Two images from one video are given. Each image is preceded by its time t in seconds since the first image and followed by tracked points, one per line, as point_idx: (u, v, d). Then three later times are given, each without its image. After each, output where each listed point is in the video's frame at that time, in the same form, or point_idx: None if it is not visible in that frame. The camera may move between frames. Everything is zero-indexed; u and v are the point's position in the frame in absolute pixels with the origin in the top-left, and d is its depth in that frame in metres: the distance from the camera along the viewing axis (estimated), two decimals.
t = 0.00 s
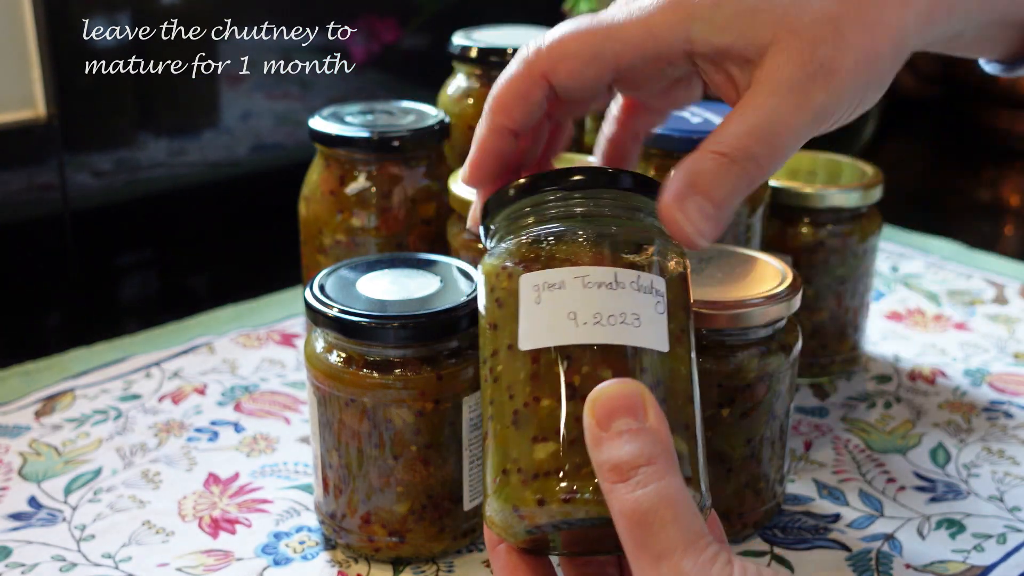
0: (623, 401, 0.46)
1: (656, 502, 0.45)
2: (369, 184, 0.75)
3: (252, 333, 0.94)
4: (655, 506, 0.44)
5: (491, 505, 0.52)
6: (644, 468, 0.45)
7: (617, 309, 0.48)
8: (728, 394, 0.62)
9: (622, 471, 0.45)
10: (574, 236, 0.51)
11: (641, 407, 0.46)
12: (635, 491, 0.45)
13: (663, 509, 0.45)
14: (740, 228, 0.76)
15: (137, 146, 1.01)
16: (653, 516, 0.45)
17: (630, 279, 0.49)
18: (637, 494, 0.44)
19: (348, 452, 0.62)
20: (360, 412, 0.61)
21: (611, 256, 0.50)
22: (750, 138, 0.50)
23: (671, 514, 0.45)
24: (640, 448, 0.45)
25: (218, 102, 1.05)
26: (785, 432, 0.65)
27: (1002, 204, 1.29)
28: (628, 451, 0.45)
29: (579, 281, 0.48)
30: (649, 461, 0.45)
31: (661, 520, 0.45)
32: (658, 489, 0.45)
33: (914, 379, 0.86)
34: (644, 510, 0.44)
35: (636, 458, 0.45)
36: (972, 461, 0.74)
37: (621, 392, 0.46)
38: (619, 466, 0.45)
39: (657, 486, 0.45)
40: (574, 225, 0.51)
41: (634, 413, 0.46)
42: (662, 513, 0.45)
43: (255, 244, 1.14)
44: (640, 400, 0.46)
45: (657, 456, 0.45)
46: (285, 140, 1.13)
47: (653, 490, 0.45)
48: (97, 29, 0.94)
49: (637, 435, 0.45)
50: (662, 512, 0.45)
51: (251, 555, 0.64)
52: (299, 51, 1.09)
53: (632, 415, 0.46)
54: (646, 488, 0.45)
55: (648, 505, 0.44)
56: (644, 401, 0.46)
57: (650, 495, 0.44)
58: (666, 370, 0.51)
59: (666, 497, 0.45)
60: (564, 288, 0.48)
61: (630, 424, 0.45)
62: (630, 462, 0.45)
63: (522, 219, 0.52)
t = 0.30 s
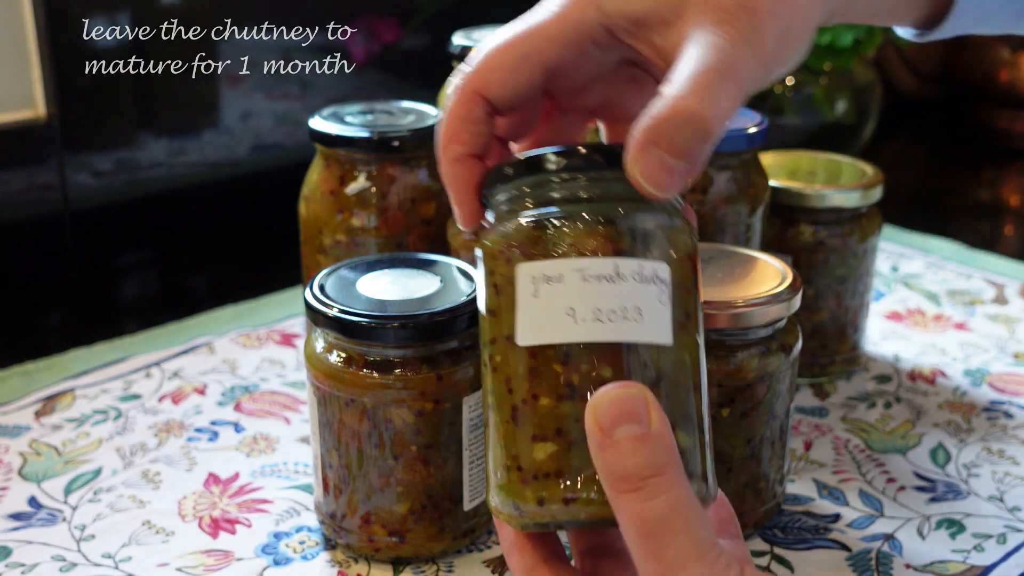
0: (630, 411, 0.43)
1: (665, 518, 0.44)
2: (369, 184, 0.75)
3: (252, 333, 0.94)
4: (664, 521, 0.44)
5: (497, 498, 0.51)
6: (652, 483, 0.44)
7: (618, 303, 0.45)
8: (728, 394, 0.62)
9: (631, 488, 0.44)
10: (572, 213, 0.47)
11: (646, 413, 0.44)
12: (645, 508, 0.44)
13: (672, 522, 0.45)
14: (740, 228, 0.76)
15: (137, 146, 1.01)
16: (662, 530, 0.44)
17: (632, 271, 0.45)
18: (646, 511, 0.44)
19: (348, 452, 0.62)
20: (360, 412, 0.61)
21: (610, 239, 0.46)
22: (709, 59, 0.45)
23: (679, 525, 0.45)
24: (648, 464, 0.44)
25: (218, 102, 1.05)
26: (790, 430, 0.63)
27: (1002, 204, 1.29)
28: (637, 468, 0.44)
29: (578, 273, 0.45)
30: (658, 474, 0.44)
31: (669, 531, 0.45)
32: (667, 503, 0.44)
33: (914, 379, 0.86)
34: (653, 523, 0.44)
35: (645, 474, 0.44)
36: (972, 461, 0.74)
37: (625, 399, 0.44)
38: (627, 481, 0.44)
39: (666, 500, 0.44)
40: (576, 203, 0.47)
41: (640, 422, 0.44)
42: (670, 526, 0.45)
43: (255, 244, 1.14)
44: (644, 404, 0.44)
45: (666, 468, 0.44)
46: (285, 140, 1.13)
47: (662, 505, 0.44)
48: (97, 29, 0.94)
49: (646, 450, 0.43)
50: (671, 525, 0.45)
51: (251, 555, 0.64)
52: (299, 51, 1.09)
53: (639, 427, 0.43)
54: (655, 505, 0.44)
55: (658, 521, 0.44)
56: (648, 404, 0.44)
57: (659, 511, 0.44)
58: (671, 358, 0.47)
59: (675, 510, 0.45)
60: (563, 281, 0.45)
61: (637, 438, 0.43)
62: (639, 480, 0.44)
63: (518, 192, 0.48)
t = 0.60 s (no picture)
0: (667, 434, 0.50)
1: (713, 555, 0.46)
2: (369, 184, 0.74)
3: (252, 333, 0.94)
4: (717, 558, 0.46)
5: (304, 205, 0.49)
6: (687, 514, 0.47)
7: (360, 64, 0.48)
8: (729, 395, 0.62)
9: (676, 532, 0.48)
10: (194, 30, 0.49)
11: (690, 445, 0.49)
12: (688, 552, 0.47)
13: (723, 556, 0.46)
14: (740, 228, 0.76)
15: (136, 146, 1.01)
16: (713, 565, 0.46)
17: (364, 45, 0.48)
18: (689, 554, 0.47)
19: (348, 452, 0.62)
20: (360, 412, 0.61)
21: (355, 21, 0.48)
22: None
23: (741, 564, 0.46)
24: (683, 492, 0.48)
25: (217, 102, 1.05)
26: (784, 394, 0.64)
27: (1003, 204, 1.29)
28: (676, 504, 0.48)
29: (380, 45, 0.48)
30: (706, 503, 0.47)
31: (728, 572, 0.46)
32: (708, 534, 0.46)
33: (915, 379, 0.86)
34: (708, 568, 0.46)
35: (690, 509, 0.47)
36: (973, 461, 0.74)
37: (669, 402, 0.51)
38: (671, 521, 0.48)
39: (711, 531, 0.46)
40: None
41: (676, 446, 0.49)
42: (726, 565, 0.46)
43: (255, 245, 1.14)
44: (687, 411, 0.51)
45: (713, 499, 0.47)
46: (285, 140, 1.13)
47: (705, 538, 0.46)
48: (97, 29, 0.94)
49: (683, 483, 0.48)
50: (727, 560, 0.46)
51: (251, 556, 0.64)
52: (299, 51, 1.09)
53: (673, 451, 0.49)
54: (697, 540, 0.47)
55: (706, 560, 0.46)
56: (690, 425, 0.50)
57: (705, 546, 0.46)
58: (404, 133, 0.50)
59: (724, 551, 0.46)
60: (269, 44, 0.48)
61: (670, 466, 0.49)
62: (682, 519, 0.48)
63: None
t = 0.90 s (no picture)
0: (658, 470, 0.54)
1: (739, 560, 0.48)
2: (368, 185, 0.74)
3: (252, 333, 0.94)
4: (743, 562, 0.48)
5: (167, 388, 0.69)
6: (699, 531, 0.50)
7: (176, 309, 0.67)
8: (729, 395, 0.62)
9: (693, 562, 0.50)
10: (146, 221, 0.66)
11: (682, 477, 0.53)
12: (712, 568, 0.49)
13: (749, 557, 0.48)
14: (741, 228, 0.76)
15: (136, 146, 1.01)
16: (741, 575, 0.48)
17: (190, 285, 0.67)
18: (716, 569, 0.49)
19: (348, 452, 0.62)
20: (360, 412, 0.61)
21: (196, 263, 0.67)
22: None
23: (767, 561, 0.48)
24: (689, 512, 0.51)
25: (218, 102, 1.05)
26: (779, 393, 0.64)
27: (1003, 204, 1.29)
28: (686, 529, 0.50)
29: (147, 286, 0.67)
30: (715, 518, 0.50)
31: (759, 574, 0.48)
32: (725, 540, 0.49)
33: (915, 379, 0.86)
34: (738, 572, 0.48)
35: (703, 528, 0.50)
36: (973, 461, 0.74)
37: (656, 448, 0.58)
38: (688, 550, 0.50)
39: (728, 535, 0.49)
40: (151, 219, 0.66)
41: (671, 481, 0.53)
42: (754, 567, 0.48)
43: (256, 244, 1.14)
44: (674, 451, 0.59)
45: (721, 513, 0.50)
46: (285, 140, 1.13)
47: (723, 544, 0.49)
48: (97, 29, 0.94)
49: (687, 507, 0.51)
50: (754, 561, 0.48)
51: (251, 556, 0.64)
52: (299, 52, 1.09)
53: (667, 486, 0.52)
54: (716, 551, 0.49)
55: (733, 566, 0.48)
56: (678, 465, 0.55)
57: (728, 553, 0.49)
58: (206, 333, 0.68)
59: (745, 540, 0.49)
60: (135, 289, 0.67)
61: (669, 496, 0.52)
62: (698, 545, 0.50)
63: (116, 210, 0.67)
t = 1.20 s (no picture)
0: (667, 466, 0.55)
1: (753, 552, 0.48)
2: (368, 184, 0.74)
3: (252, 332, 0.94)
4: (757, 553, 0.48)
5: (212, 423, 0.71)
6: (709, 524, 0.50)
7: (216, 351, 0.69)
8: (729, 394, 0.62)
9: (703, 555, 0.50)
10: (191, 271, 0.68)
11: (690, 474, 0.53)
12: (724, 558, 0.49)
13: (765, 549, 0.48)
14: (741, 228, 0.76)
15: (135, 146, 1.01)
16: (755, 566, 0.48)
17: (228, 327, 0.68)
18: (728, 560, 0.48)
19: (348, 452, 0.62)
20: (360, 412, 0.61)
21: (238, 306, 0.69)
22: None
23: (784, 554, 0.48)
24: (699, 506, 0.51)
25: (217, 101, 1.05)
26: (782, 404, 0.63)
27: (1003, 204, 1.29)
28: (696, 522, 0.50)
29: (187, 331, 0.68)
30: (726, 512, 0.50)
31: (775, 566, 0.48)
32: (737, 531, 0.49)
33: (915, 379, 0.86)
34: (748, 561, 0.48)
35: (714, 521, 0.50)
36: (973, 461, 0.74)
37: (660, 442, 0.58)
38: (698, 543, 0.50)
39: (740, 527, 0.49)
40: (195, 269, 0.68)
41: (680, 477, 0.53)
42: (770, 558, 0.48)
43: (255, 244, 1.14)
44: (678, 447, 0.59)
45: (732, 508, 0.50)
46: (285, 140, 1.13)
47: (735, 536, 0.49)
48: (97, 29, 0.94)
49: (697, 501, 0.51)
50: (770, 553, 0.48)
51: (251, 556, 0.64)
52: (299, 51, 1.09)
53: (677, 482, 0.53)
54: (727, 542, 0.49)
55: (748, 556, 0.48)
56: (687, 462, 0.55)
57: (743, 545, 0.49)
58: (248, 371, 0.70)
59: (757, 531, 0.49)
60: (175, 334, 0.69)
61: (678, 491, 0.52)
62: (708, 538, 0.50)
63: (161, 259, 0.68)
